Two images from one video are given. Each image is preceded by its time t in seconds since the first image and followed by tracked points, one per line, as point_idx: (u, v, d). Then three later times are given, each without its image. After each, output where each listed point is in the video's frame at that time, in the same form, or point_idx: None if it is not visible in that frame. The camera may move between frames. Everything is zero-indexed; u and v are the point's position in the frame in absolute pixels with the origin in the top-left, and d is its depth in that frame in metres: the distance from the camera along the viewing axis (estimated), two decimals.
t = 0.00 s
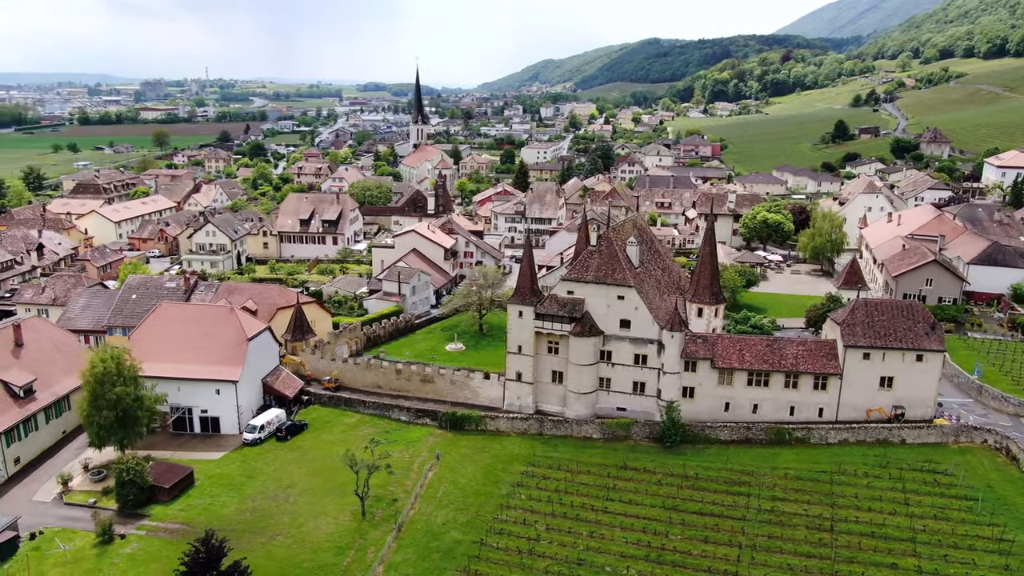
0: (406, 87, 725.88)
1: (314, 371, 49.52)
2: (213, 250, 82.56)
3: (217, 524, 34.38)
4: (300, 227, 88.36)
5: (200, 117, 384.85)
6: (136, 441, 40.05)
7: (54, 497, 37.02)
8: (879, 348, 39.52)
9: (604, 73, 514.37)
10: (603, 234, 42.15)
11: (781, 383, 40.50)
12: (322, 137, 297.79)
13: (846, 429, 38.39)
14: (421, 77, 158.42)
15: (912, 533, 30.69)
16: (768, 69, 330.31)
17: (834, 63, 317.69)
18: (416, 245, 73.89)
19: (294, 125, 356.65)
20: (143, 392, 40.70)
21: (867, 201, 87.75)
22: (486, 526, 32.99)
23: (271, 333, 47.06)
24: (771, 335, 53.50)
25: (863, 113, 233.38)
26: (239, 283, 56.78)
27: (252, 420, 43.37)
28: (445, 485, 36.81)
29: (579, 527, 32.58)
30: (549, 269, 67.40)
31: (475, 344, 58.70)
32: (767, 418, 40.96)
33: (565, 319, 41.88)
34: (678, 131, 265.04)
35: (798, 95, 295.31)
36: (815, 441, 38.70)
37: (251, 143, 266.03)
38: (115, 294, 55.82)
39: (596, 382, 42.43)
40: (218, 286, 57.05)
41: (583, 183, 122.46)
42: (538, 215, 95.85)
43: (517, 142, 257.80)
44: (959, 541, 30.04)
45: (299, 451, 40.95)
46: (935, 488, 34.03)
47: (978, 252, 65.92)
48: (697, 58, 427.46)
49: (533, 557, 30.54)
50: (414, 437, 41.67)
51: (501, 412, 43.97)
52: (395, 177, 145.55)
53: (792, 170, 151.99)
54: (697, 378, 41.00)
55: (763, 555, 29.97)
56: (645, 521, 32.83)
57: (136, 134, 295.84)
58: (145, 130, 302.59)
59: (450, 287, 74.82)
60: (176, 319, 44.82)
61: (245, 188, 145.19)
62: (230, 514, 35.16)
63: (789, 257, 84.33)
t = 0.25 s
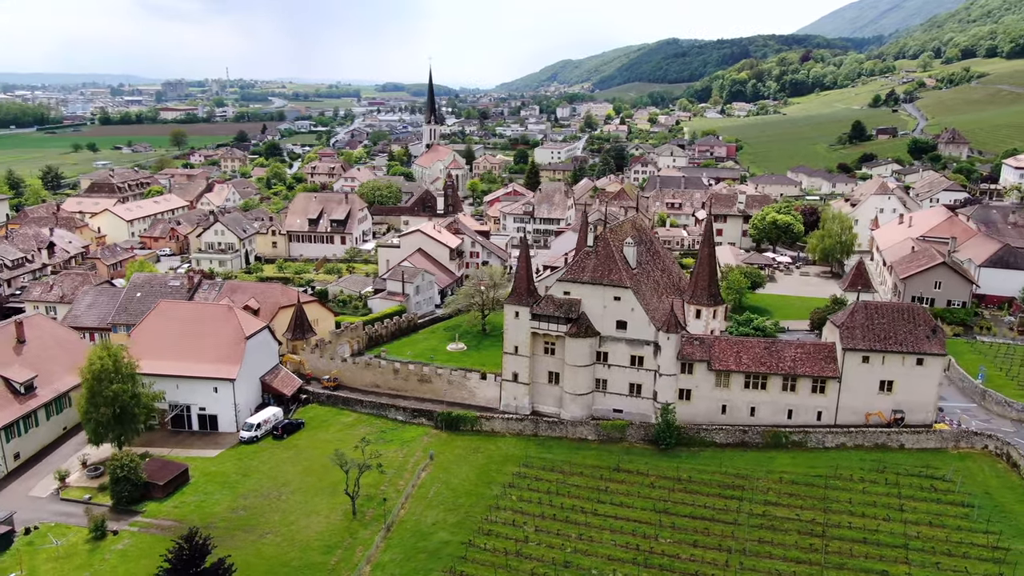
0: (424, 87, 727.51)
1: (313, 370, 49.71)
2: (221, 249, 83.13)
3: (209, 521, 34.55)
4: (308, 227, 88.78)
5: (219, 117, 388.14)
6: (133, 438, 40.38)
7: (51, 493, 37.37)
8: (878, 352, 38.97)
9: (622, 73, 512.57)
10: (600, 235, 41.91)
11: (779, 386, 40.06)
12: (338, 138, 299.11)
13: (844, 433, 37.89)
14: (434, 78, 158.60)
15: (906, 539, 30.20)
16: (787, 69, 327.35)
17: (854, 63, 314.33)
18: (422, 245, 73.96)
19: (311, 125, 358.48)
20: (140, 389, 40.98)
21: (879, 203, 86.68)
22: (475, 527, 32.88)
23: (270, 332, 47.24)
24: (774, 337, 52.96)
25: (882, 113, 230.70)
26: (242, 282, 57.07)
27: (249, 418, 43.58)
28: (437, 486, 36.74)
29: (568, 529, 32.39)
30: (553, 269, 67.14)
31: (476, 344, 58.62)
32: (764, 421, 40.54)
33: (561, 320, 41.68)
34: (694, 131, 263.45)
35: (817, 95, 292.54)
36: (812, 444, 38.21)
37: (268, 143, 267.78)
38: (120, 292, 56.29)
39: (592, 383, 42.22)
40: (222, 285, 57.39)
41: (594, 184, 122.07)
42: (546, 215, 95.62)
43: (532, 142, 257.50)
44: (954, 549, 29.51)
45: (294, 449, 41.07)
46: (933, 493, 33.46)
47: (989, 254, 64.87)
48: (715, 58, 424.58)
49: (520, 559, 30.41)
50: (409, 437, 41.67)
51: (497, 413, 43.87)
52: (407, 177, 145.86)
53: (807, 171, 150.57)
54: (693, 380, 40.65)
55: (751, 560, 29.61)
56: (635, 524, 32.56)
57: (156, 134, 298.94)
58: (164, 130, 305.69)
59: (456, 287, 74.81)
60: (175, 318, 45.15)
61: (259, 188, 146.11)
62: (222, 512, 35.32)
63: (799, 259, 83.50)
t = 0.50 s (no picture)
0: (442, 87, 728.61)
1: (312, 368, 49.90)
2: (229, 248, 83.70)
3: (200, 518, 34.71)
4: (316, 226, 89.19)
5: (238, 117, 391.02)
6: (130, 435, 40.72)
7: (48, 489, 37.71)
8: (877, 355, 38.44)
9: (639, 74, 510.57)
10: (596, 235, 41.70)
11: (776, 389, 39.62)
12: (354, 138, 300.29)
13: (841, 437, 37.38)
14: (447, 78, 158.73)
15: (899, 546, 29.73)
16: (805, 69, 324.33)
17: (873, 63, 310.82)
18: (427, 245, 74.00)
19: (327, 125, 360.17)
20: (137, 386, 41.36)
21: (890, 204, 85.50)
22: (463, 528, 32.77)
23: (269, 330, 47.51)
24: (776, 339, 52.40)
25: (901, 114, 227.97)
26: (245, 281, 57.40)
27: (247, 416, 43.78)
28: (429, 486, 36.66)
29: (557, 531, 32.22)
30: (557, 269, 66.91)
31: (478, 344, 58.52)
32: (761, 424, 40.10)
33: (557, 321, 41.50)
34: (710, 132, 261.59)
35: (835, 96, 289.58)
36: (809, 448, 37.70)
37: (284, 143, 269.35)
38: (125, 290, 56.77)
39: (588, 385, 42.02)
40: (225, 284, 57.72)
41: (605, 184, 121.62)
42: (555, 216, 95.24)
43: (547, 142, 256.98)
44: (947, 556, 29.01)
45: (290, 448, 41.19)
46: (929, 500, 32.90)
47: (1000, 257, 63.79)
48: (734, 58, 421.56)
49: (506, 560, 30.28)
50: (404, 437, 41.66)
51: (493, 413, 43.78)
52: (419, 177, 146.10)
53: (822, 172, 148.99)
54: (689, 382, 40.31)
55: (739, 565, 29.28)
56: (625, 527, 32.31)
57: (175, 133, 301.70)
58: (183, 129, 308.49)
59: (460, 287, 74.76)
60: (174, 316, 45.49)
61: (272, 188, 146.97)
62: (214, 509, 35.48)
63: (808, 261, 82.63)
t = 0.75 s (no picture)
0: (459, 87, 729.64)
1: (312, 367, 50.08)
2: (238, 247, 84.28)
3: (193, 516, 34.88)
4: (324, 226, 89.58)
5: (256, 117, 394.04)
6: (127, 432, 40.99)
7: (46, 484, 38.01)
8: (876, 358, 37.90)
9: (657, 74, 508.08)
10: (593, 235, 41.47)
11: (773, 392, 39.18)
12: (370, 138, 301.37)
13: (838, 441, 36.89)
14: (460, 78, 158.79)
15: (891, 553, 29.25)
16: (824, 68, 321.12)
17: (894, 63, 307.03)
18: (432, 245, 74.00)
19: (343, 125, 361.75)
20: (135, 384, 41.65)
21: (902, 205, 84.26)
22: (452, 529, 32.67)
23: (268, 329, 47.74)
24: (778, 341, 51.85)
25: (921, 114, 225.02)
26: (248, 280, 57.69)
27: (244, 414, 43.96)
28: (421, 486, 36.57)
29: (545, 533, 32.04)
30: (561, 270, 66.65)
31: (480, 344, 58.40)
32: (758, 428, 39.67)
33: (552, 322, 41.32)
34: (726, 132, 259.82)
35: (854, 96, 286.49)
36: (805, 452, 37.23)
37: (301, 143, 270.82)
38: (130, 288, 57.24)
39: (584, 386, 41.81)
40: (228, 283, 58.04)
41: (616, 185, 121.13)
42: (563, 216, 94.93)
43: (561, 143, 256.55)
44: (939, 564, 28.50)
45: (285, 446, 41.29)
46: (924, 506, 32.35)
47: (1011, 259, 62.67)
48: (753, 58, 418.17)
49: (493, 562, 30.16)
50: (399, 437, 41.64)
51: (490, 414, 43.69)
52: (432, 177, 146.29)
53: (837, 172, 147.36)
54: (685, 385, 39.96)
55: (727, 570, 28.96)
56: (614, 529, 32.06)
57: (193, 133, 304.62)
58: (201, 129, 311.48)
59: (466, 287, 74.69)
60: (174, 314, 45.85)
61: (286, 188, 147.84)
62: (207, 507, 35.62)
63: (817, 263, 81.73)
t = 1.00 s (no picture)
0: (477, 87, 730.14)
1: (312, 366, 50.29)
2: (247, 246, 84.90)
3: (187, 513, 35.11)
4: (334, 225, 90.02)
5: (274, 117, 396.59)
6: (126, 429, 41.33)
7: (45, 480, 38.41)
8: (876, 362, 37.33)
9: (676, 75, 505.22)
10: (590, 236, 41.23)
11: (771, 395, 38.75)
12: (386, 138, 302.23)
13: (835, 445, 36.39)
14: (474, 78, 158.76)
15: (883, 561, 28.76)
16: (845, 68, 317.55)
17: (915, 63, 302.85)
18: (439, 245, 74.06)
19: (360, 125, 363.08)
20: (135, 381, 41.97)
21: (916, 207, 83.00)
22: (441, 529, 32.63)
23: (269, 327, 47.98)
24: (782, 343, 51.27)
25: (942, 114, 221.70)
26: (253, 278, 57.96)
27: (243, 412, 44.18)
28: (413, 487, 36.57)
29: (535, 534, 31.89)
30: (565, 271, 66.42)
31: (482, 344, 58.37)
32: (755, 431, 39.26)
33: (549, 322, 41.15)
34: (743, 132, 257.72)
35: (874, 96, 283.00)
36: (801, 456, 36.79)
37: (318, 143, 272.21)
38: (136, 286, 57.78)
39: (581, 387, 41.63)
40: (233, 281, 58.38)
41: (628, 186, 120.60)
42: (572, 217, 94.56)
43: (577, 143, 255.83)
44: (932, 573, 28.00)
45: (282, 445, 41.47)
46: (920, 513, 31.81)
47: None
48: (772, 57, 414.37)
49: (481, 563, 30.07)
50: (395, 436, 41.69)
51: (487, 414, 43.61)
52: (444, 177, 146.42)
53: (853, 173, 145.59)
54: (682, 387, 39.62)
55: None
56: (603, 532, 31.88)
57: (212, 133, 307.13)
58: (220, 129, 314.13)
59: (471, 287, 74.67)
60: (174, 312, 46.22)
61: (300, 188, 148.71)
62: (201, 504, 35.83)
63: (827, 265, 80.83)
